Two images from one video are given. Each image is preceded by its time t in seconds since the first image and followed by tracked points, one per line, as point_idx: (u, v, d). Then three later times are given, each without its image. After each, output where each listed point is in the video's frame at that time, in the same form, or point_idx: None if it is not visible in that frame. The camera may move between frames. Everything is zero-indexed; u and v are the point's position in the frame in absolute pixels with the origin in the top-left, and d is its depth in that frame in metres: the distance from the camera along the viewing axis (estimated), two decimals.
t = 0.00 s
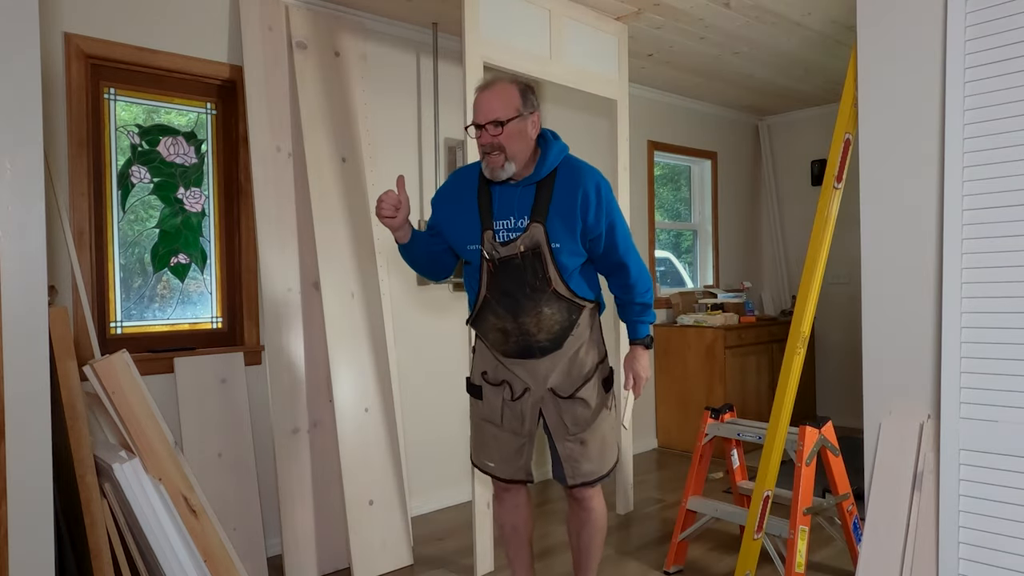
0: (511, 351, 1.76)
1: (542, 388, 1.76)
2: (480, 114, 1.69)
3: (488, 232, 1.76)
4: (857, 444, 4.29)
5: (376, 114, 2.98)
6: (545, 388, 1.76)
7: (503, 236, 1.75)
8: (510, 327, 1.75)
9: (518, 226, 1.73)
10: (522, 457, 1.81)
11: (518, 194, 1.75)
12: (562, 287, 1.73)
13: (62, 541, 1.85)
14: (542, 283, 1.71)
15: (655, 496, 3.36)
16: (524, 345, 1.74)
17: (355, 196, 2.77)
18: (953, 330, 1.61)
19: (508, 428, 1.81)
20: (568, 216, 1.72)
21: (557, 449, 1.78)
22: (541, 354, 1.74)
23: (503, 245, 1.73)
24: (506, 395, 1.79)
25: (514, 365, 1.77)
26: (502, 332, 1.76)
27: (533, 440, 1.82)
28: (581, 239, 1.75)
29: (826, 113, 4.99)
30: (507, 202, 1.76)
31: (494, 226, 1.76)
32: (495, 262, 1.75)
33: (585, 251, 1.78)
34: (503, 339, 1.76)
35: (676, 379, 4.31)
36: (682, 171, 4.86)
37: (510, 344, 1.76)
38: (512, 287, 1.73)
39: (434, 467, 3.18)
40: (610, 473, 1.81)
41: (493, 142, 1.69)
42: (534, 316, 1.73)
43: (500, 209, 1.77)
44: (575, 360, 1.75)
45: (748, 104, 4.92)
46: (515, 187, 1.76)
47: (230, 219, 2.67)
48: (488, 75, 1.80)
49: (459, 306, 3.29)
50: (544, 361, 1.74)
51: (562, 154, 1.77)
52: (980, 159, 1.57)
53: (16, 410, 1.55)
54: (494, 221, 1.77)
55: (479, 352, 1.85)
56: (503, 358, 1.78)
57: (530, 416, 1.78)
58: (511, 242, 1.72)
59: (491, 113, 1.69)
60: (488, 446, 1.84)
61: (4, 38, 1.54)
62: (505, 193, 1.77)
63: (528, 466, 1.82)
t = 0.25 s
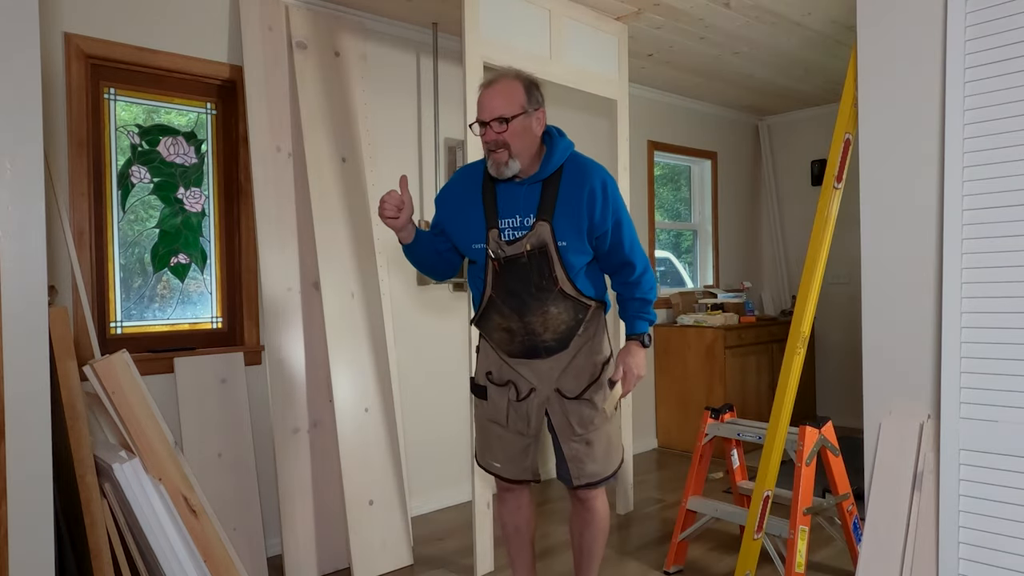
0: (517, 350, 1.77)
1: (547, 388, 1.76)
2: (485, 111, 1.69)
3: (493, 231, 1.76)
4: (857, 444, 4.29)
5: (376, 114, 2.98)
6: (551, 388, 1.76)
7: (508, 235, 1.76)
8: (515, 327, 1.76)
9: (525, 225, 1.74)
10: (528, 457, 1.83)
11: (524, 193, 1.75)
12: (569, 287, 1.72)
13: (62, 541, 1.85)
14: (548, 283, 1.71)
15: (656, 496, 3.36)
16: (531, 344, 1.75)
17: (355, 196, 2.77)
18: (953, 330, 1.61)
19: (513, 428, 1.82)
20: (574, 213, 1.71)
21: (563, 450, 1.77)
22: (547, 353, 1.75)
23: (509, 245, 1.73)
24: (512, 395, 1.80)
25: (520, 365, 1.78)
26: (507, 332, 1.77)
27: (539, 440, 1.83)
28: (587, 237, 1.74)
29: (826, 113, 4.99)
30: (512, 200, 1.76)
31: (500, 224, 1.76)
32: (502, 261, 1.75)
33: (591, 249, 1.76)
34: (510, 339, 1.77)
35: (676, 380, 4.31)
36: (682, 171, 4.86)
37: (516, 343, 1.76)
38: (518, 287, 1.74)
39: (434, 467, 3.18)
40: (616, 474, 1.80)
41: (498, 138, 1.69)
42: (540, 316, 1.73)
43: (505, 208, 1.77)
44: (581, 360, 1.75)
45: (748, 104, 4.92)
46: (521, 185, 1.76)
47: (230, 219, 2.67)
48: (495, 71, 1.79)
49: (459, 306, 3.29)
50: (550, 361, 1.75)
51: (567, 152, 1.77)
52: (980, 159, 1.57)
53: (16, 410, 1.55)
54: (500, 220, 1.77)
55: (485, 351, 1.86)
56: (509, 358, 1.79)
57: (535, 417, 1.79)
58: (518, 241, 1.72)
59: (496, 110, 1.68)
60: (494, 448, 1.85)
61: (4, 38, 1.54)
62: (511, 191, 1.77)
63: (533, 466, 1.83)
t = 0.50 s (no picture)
0: (520, 349, 1.76)
1: (549, 389, 1.76)
2: (495, 112, 1.66)
3: (498, 226, 1.75)
4: (858, 444, 4.29)
5: (376, 114, 2.98)
6: (553, 389, 1.75)
7: (513, 230, 1.74)
8: (518, 326, 1.74)
9: (530, 220, 1.73)
10: (530, 460, 1.82)
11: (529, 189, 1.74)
12: (573, 285, 1.71)
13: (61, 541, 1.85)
14: (552, 281, 1.70)
15: (656, 496, 3.36)
16: (534, 343, 1.73)
17: (355, 196, 2.77)
18: (953, 330, 1.61)
19: (514, 431, 1.81)
20: (580, 210, 1.71)
21: (564, 453, 1.76)
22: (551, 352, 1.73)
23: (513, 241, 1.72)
24: (514, 397, 1.79)
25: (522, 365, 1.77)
26: (510, 330, 1.76)
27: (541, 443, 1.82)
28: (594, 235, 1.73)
29: (826, 113, 4.99)
30: (518, 195, 1.75)
31: (504, 220, 1.75)
32: (505, 257, 1.73)
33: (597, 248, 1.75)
34: (513, 338, 1.75)
35: (676, 380, 4.31)
36: (682, 171, 4.87)
37: (519, 342, 1.75)
38: (522, 285, 1.72)
39: (434, 467, 3.18)
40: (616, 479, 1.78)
41: (510, 139, 1.67)
42: (544, 314, 1.72)
43: (510, 203, 1.76)
44: (584, 361, 1.74)
45: (748, 104, 4.92)
46: (527, 181, 1.75)
47: (230, 219, 2.67)
48: (496, 65, 1.74)
49: (459, 306, 3.29)
50: (552, 361, 1.74)
51: (574, 149, 1.76)
52: (980, 159, 1.57)
53: (16, 410, 1.55)
54: (504, 215, 1.75)
55: (487, 351, 1.84)
56: (511, 358, 1.78)
57: (537, 418, 1.78)
58: (523, 237, 1.70)
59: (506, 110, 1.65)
60: (495, 450, 1.84)
61: (3, 37, 1.54)
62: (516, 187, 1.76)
63: (536, 468, 1.82)
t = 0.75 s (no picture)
0: (507, 349, 1.72)
1: (538, 396, 1.73)
2: (486, 110, 1.64)
3: (489, 223, 1.73)
4: (858, 444, 4.29)
5: (376, 114, 2.98)
6: (542, 396, 1.73)
7: (505, 226, 1.72)
8: (507, 325, 1.71)
9: (523, 217, 1.71)
10: (505, 471, 1.73)
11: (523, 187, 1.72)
12: (565, 285, 1.68)
13: (61, 541, 1.85)
14: (544, 281, 1.68)
15: (656, 496, 3.36)
16: (522, 342, 1.70)
17: (355, 196, 2.77)
18: (953, 330, 1.61)
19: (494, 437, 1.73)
20: (576, 209, 1.68)
21: (547, 462, 1.76)
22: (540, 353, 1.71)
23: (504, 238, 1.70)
24: (497, 401, 1.73)
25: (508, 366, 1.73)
26: (498, 330, 1.73)
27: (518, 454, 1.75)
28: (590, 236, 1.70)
29: (826, 113, 4.99)
30: (512, 193, 1.73)
31: (496, 216, 1.73)
32: (496, 253, 1.71)
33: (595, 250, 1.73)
34: (501, 337, 1.72)
35: (676, 379, 4.32)
36: (682, 171, 4.87)
37: (507, 342, 1.72)
38: (512, 283, 1.70)
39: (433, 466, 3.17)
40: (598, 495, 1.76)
41: (501, 138, 1.65)
42: (533, 314, 1.69)
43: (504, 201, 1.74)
44: (574, 368, 1.72)
45: (748, 104, 4.92)
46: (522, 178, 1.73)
47: (230, 219, 2.67)
48: (489, 62, 1.73)
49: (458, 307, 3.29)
50: (541, 365, 1.71)
51: (573, 145, 1.75)
52: (980, 159, 1.57)
53: (15, 410, 1.54)
54: (497, 212, 1.74)
55: (473, 353, 1.80)
56: (499, 359, 1.74)
57: (522, 425, 1.74)
58: (514, 233, 1.69)
59: (496, 107, 1.63)
60: (467, 458, 1.72)
61: (3, 37, 1.54)
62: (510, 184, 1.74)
63: (508, 482, 1.73)
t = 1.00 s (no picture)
0: (466, 363, 1.60)
1: (504, 412, 1.61)
2: (426, 108, 1.54)
3: (445, 228, 1.61)
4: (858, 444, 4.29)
5: (376, 114, 2.98)
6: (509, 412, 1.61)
7: (460, 231, 1.60)
8: (465, 340, 1.60)
9: (479, 221, 1.58)
10: (475, 497, 1.61)
11: (479, 190, 1.60)
12: (524, 292, 1.55)
13: (61, 541, 1.85)
14: (504, 289, 1.55)
15: (655, 497, 3.36)
16: (482, 355, 1.59)
17: (355, 195, 2.77)
18: (953, 329, 1.61)
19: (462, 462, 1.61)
20: (534, 211, 1.55)
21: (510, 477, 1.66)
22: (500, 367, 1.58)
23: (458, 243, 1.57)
24: (462, 422, 1.61)
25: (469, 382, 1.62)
26: (457, 345, 1.61)
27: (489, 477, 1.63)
28: (552, 240, 1.56)
29: (826, 113, 4.99)
30: (467, 196, 1.61)
31: (452, 220, 1.61)
32: (452, 261, 1.59)
33: (560, 255, 1.59)
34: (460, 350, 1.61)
35: (676, 379, 4.31)
36: (682, 171, 4.86)
37: (467, 356, 1.60)
38: (470, 293, 1.58)
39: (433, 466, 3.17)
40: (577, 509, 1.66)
41: (445, 136, 1.54)
42: (491, 326, 1.57)
43: (460, 205, 1.62)
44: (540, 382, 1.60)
45: (748, 104, 4.92)
46: (477, 181, 1.61)
47: (230, 219, 2.67)
48: (428, 58, 1.63)
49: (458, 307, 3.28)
50: (504, 381, 1.59)
51: (532, 143, 1.61)
52: (980, 160, 1.57)
53: (16, 409, 1.54)
54: (453, 216, 1.62)
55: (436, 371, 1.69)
56: (460, 375, 1.62)
57: (490, 446, 1.61)
58: (467, 240, 1.56)
59: (436, 103, 1.52)
60: (435, 485, 1.62)
61: (3, 37, 1.53)
62: (466, 188, 1.62)
63: (481, 510, 1.62)
